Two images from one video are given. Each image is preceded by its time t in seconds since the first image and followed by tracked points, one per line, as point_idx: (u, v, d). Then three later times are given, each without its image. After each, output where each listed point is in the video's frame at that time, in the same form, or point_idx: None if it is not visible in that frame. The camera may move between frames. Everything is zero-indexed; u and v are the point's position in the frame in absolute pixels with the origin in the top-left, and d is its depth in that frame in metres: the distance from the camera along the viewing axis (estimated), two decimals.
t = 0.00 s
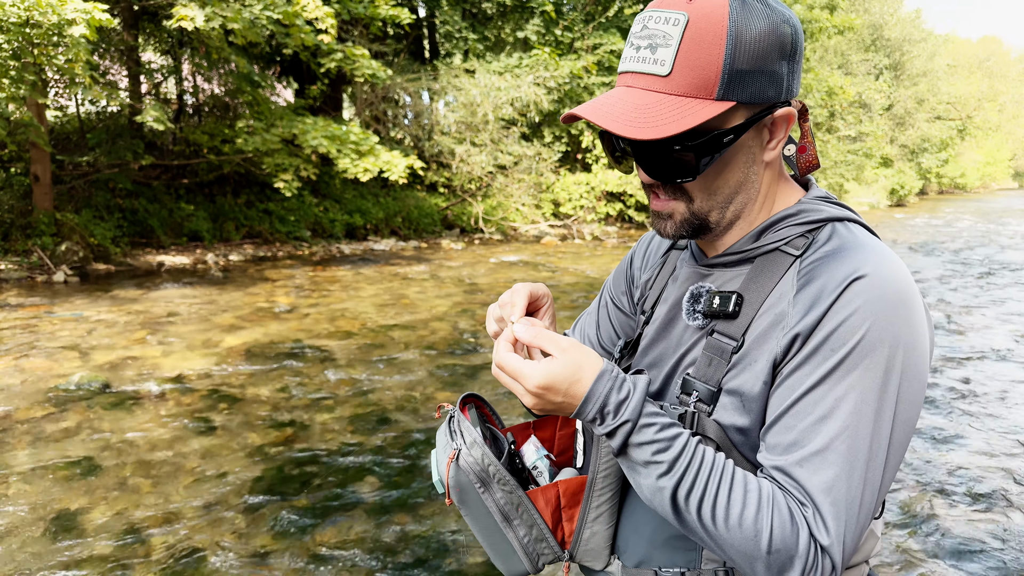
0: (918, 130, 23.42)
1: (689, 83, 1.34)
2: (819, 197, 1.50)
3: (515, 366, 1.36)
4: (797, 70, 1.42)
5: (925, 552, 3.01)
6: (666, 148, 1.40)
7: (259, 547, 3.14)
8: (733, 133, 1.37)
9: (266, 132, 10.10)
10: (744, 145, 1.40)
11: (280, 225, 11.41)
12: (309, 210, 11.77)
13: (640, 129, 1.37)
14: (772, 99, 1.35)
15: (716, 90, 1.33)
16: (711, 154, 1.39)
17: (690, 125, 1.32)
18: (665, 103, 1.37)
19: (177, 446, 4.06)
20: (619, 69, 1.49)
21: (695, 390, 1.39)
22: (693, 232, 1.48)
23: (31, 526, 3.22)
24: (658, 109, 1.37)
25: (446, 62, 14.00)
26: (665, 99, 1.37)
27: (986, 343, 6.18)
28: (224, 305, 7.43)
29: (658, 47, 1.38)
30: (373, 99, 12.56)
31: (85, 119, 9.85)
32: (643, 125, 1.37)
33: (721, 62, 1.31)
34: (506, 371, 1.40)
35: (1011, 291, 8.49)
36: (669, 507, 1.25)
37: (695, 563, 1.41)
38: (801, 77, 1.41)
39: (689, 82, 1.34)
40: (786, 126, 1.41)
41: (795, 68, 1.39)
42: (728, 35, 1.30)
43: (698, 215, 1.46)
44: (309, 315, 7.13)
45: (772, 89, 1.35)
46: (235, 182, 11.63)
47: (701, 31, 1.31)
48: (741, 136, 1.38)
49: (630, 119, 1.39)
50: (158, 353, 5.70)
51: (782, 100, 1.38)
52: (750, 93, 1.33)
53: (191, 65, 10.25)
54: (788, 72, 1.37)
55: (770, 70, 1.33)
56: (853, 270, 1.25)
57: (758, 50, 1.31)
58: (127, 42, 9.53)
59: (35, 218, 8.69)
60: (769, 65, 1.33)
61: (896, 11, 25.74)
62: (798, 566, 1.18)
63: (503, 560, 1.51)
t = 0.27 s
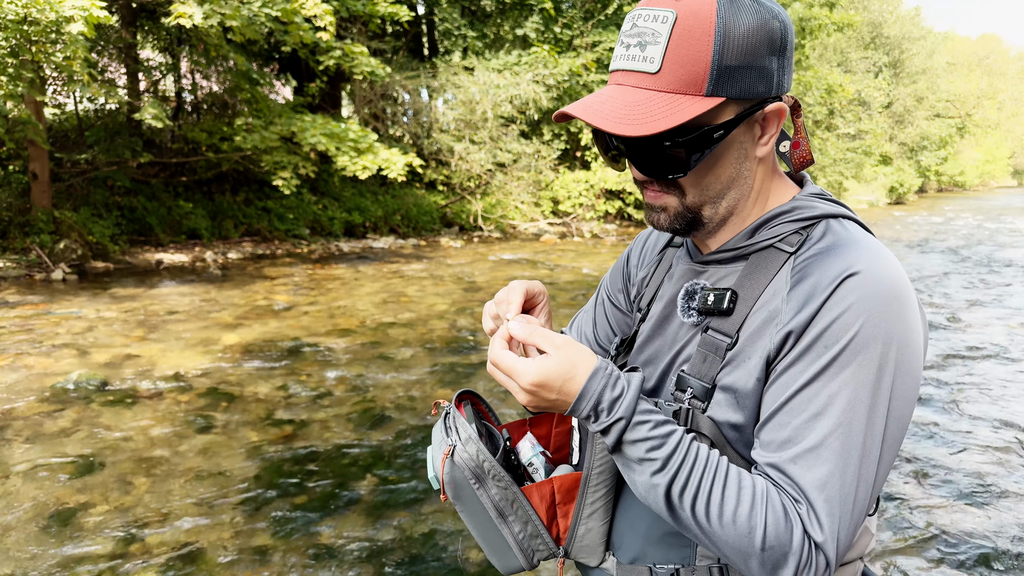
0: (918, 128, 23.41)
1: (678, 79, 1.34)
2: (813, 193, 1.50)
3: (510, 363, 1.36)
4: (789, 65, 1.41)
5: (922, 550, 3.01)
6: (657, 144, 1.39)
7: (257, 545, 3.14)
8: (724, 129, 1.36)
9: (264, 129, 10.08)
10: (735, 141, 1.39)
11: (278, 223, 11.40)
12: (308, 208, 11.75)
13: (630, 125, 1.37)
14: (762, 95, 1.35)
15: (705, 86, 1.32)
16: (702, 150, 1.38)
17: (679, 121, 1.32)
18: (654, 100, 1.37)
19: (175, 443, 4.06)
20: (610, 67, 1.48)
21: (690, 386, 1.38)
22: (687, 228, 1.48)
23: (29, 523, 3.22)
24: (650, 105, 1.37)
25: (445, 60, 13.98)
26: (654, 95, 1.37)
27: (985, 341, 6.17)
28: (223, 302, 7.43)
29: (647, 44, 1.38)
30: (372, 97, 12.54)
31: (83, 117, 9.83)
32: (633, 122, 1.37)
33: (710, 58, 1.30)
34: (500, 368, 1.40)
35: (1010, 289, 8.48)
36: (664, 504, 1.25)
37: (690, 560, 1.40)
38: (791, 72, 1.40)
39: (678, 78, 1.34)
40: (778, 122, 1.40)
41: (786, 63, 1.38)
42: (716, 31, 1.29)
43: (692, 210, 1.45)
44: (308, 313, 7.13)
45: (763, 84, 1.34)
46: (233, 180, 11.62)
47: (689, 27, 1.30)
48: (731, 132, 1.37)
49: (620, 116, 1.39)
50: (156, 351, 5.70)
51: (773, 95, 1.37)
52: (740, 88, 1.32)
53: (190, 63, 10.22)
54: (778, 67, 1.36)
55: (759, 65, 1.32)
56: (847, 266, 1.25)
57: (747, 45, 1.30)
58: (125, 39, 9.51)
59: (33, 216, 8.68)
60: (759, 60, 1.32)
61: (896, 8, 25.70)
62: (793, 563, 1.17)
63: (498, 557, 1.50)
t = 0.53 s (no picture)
0: (917, 128, 23.42)
1: (676, 79, 1.34)
2: (810, 192, 1.50)
3: (506, 360, 1.36)
4: (786, 64, 1.42)
5: (920, 549, 3.02)
6: (654, 144, 1.39)
7: (257, 545, 3.14)
8: (721, 128, 1.36)
9: (264, 129, 10.08)
10: (732, 141, 1.40)
11: (278, 223, 11.40)
12: (307, 208, 11.74)
13: (627, 125, 1.37)
14: (759, 94, 1.35)
15: (703, 86, 1.32)
16: (699, 150, 1.38)
17: (677, 121, 1.32)
18: (651, 100, 1.37)
19: (175, 443, 4.06)
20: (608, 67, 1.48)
21: (686, 385, 1.38)
22: (685, 227, 1.48)
23: (29, 523, 3.22)
24: (646, 106, 1.37)
25: (444, 60, 13.98)
26: (652, 95, 1.37)
27: (984, 341, 6.18)
28: (222, 302, 7.43)
29: (645, 44, 1.38)
30: (371, 96, 12.54)
31: (83, 117, 9.82)
32: (631, 121, 1.37)
33: (707, 58, 1.30)
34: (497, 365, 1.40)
35: (1008, 289, 8.49)
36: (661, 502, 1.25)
37: (688, 559, 1.40)
38: (788, 72, 1.40)
39: (676, 78, 1.34)
40: (775, 121, 1.40)
41: (783, 63, 1.38)
42: (713, 32, 1.29)
43: (689, 210, 1.46)
44: (307, 313, 7.13)
45: (759, 83, 1.34)
46: (233, 180, 11.62)
47: (687, 27, 1.30)
48: (728, 131, 1.38)
49: (617, 116, 1.39)
50: (155, 351, 5.70)
51: (770, 94, 1.37)
52: (736, 89, 1.33)
53: (189, 63, 10.20)
54: (775, 67, 1.36)
55: (756, 66, 1.33)
56: (844, 264, 1.25)
57: (745, 44, 1.30)
58: (124, 39, 9.50)
59: (32, 216, 8.67)
60: (756, 60, 1.32)
61: (896, 9, 25.70)
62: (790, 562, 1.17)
63: (495, 556, 1.50)
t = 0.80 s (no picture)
0: (916, 127, 23.44)
1: (674, 79, 1.34)
2: (810, 192, 1.49)
3: (504, 363, 1.36)
4: (785, 64, 1.41)
5: (919, 548, 3.02)
6: (653, 144, 1.39)
7: (256, 545, 3.13)
8: (720, 128, 1.36)
9: (263, 129, 10.07)
10: (731, 141, 1.39)
11: (277, 222, 11.38)
12: (306, 208, 11.73)
13: (626, 125, 1.36)
14: (758, 94, 1.35)
15: (702, 85, 1.32)
16: (699, 150, 1.38)
17: (676, 121, 1.31)
18: (651, 100, 1.36)
19: (174, 443, 4.05)
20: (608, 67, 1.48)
21: (686, 386, 1.38)
22: (684, 227, 1.48)
23: (28, 523, 3.22)
24: (646, 106, 1.36)
25: (444, 59, 13.97)
26: (651, 95, 1.36)
27: (982, 340, 6.19)
28: (221, 302, 7.42)
29: (644, 45, 1.38)
30: (370, 96, 12.54)
31: (81, 116, 9.80)
32: (630, 121, 1.36)
33: (706, 58, 1.30)
34: (495, 368, 1.40)
35: (1007, 288, 8.50)
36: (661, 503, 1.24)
37: (687, 560, 1.40)
38: (787, 71, 1.40)
39: (675, 78, 1.34)
40: (774, 121, 1.40)
41: (782, 62, 1.38)
42: (712, 32, 1.29)
43: (689, 209, 1.45)
44: (307, 313, 7.12)
45: (758, 83, 1.34)
46: (232, 179, 11.61)
47: (686, 27, 1.30)
48: (727, 131, 1.37)
49: (616, 116, 1.38)
50: (155, 351, 5.69)
51: (769, 94, 1.37)
52: (735, 89, 1.32)
53: (188, 62, 10.18)
54: (774, 66, 1.36)
55: (755, 65, 1.32)
56: (843, 265, 1.25)
57: (743, 44, 1.30)
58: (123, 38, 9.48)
59: (31, 215, 8.66)
60: (755, 60, 1.32)
61: (894, 8, 25.71)
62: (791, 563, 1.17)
63: (495, 556, 1.50)
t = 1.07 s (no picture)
0: (915, 128, 23.46)
1: (676, 79, 1.33)
2: (813, 193, 1.49)
3: (507, 364, 1.36)
4: (787, 64, 1.41)
5: (920, 549, 3.02)
6: (655, 144, 1.39)
7: (255, 545, 3.13)
8: (723, 128, 1.36)
9: (262, 128, 10.06)
10: (733, 141, 1.39)
11: (276, 222, 11.36)
12: (305, 207, 11.73)
13: (628, 125, 1.36)
14: (761, 94, 1.34)
15: (704, 85, 1.32)
16: (701, 150, 1.38)
17: (678, 121, 1.31)
18: (652, 100, 1.36)
19: (173, 443, 4.05)
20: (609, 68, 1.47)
21: (689, 387, 1.38)
22: (687, 228, 1.47)
23: (27, 523, 3.21)
24: (648, 105, 1.36)
25: (443, 59, 13.96)
26: (652, 95, 1.36)
27: (982, 340, 6.19)
28: (220, 302, 7.42)
29: (646, 45, 1.37)
30: (370, 95, 12.53)
31: (80, 115, 9.79)
32: (632, 121, 1.36)
33: (708, 57, 1.30)
34: (498, 369, 1.40)
35: (1007, 289, 8.50)
36: (664, 505, 1.24)
37: (689, 561, 1.40)
38: (790, 71, 1.40)
39: (677, 78, 1.33)
40: (777, 121, 1.40)
41: (784, 62, 1.38)
42: (713, 32, 1.29)
43: (692, 210, 1.45)
44: (306, 312, 7.12)
45: (760, 83, 1.34)
46: (231, 179, 11.61)
47: (688, 27, 1.30)
48: (730, 131, 1.37)
49: (617, 116, 1.38)
50: (154, 350, 5.68)
51: (772, 94, 1.37)
52: (737, 88, 1.32)
53: (187, 61, 10.16)
54: (777, 66, 1.36)
55: (757, 65, 1.32)
56: (848, 266, 1.24)
57: (746, 44, 1.30)
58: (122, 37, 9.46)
59: (30, 214, 8.65)
60: (757, 60, 1.32)
61: (893, 9, 25.73)
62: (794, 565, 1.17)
63: (496, 557, 1.50)
